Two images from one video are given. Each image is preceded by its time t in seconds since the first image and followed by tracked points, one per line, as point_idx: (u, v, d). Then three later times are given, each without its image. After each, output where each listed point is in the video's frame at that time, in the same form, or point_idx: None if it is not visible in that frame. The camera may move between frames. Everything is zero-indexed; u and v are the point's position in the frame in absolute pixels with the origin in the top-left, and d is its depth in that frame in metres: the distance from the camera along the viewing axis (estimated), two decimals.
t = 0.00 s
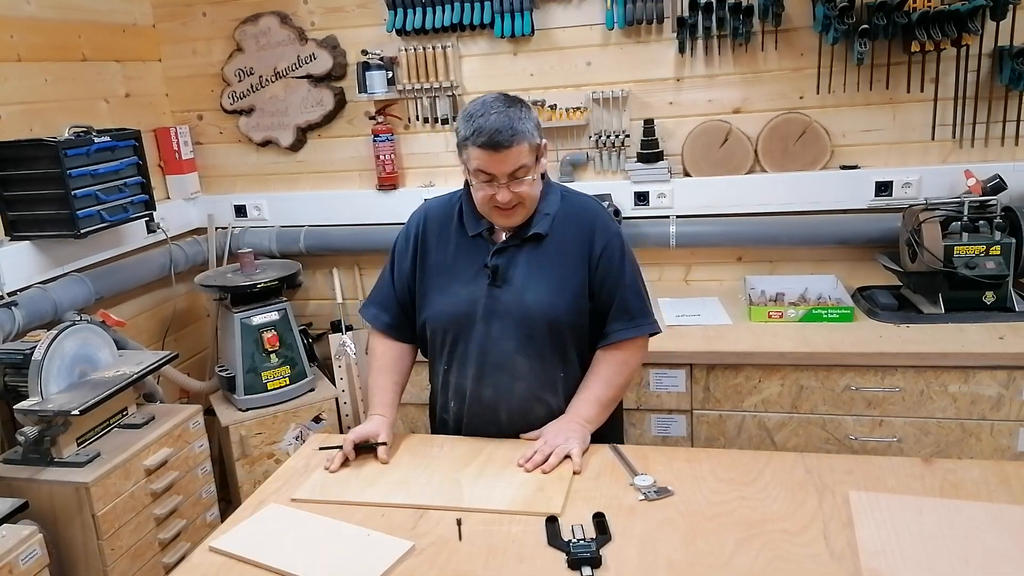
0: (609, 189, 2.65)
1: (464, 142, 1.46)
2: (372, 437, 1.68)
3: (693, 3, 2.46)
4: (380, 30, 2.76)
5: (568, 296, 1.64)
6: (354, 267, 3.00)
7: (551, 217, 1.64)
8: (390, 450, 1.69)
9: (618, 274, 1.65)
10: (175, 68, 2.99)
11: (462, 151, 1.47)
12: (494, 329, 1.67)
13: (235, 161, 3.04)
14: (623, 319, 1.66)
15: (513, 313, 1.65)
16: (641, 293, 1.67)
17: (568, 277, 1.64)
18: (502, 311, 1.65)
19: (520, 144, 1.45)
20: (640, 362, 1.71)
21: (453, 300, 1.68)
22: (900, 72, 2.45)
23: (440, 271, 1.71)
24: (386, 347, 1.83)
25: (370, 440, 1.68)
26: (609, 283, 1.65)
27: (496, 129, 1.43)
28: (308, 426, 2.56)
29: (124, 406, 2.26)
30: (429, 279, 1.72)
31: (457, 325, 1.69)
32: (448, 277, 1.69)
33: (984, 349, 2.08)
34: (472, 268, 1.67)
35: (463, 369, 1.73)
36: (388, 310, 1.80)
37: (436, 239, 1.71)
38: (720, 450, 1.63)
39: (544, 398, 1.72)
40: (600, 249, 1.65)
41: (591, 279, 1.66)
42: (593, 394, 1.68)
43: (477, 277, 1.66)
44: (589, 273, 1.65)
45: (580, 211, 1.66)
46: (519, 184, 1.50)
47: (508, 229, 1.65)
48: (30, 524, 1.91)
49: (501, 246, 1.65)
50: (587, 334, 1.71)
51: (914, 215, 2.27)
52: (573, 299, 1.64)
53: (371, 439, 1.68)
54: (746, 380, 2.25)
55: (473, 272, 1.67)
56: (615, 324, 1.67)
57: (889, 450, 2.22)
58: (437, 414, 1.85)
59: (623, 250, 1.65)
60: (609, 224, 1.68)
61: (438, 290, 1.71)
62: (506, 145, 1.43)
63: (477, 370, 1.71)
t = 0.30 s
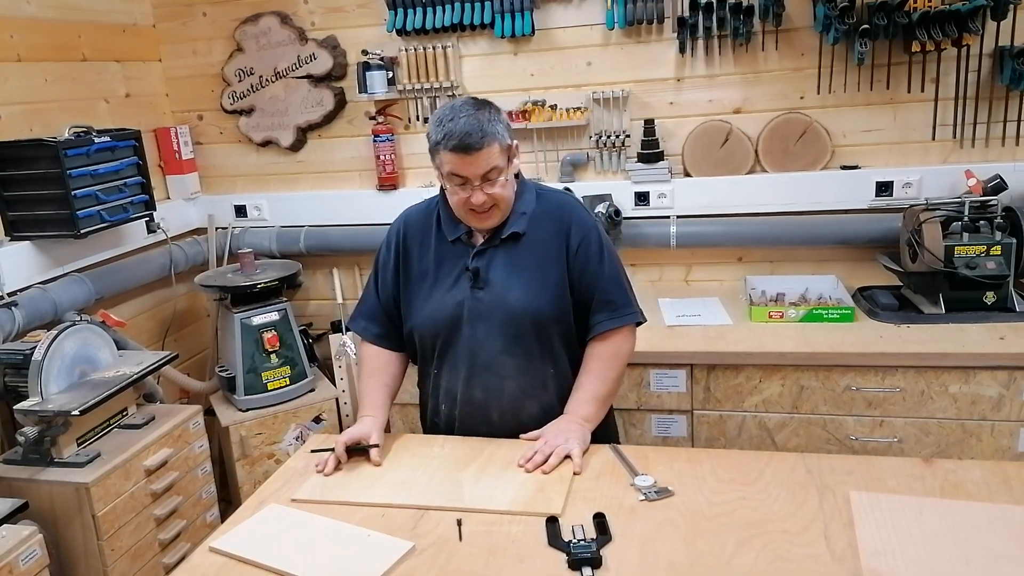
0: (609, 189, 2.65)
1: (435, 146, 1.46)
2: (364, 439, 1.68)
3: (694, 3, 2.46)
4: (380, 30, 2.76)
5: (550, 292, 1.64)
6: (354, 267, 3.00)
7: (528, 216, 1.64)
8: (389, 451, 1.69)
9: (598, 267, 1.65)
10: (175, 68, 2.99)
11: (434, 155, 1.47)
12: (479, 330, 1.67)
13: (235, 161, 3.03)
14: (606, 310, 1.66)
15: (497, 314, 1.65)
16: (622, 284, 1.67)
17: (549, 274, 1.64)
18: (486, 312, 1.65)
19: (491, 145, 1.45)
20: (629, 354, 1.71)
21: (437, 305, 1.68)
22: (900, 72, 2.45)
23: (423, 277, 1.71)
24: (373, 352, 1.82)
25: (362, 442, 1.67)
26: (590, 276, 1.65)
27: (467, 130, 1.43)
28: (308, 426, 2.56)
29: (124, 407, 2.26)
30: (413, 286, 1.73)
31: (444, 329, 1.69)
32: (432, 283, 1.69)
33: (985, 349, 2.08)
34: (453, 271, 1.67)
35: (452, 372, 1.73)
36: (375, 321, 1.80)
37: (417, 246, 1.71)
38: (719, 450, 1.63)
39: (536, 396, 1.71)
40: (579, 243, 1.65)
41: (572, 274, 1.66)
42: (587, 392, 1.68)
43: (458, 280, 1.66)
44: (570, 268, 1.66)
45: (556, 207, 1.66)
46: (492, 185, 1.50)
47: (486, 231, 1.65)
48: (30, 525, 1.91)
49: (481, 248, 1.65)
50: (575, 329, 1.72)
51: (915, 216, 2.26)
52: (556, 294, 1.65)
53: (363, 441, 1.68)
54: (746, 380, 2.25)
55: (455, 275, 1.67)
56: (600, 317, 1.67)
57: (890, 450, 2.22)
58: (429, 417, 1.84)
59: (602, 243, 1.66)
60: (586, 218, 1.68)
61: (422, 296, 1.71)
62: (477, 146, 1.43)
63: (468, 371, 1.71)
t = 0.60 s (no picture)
0: (614, 190, 2.64)
1: (459, 144, 1.45)
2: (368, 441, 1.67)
3: (699, 3, 2.44)
4: (383, 30, 2.75)
5: (559, 293, 1.62)
6: (357, 269, 2.98)
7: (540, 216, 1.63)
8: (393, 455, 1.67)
9: (612, 271, 1.62)
10: (176, 68, 2.97)
11: (458, 153, 1.46)
12: (484, 329, 1.65)
13: (236, 162, 3.02)
14: (618, 316, 1.63)
15: (505, 313, 1.63)
16: (637, 290, 1.64)
17: (560, 276, 1.62)
18: (491, 311, 1.64)
19: (516, 139, 1.44)
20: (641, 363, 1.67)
21: (445, 303, 1.67)
22: (907, 73, 2.44)
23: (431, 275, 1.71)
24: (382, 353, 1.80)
25: (365, 446, 1.65)
26: (603, 280, 1.62)
27: (490, 126, 1.42)
28: (311, 429, 2.55)
29: (124, 410, 2.24)
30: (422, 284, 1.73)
31: (449, 328, 1.68)
32: (442, 279, 1.69)
33: (990, 351, 2.06)
34: (460, 271, 1.67)
35: (457, 371, 1.71)
36: (385, 319, 1.79)
37: (429, 244, 1.71)
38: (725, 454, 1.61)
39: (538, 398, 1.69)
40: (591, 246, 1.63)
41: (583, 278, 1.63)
42: (594, 396, 1.65)
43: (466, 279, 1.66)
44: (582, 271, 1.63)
45: (571, 209, 1.64)
46: (517, 179, 1.50)
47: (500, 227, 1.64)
48: (30, 529, 1.89)
49: (492, 247, 1.64)
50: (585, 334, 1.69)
51: (923, 218, 2.22)
52: (566, 296, 1.62)
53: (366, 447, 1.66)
54: (752, 383, 2.23)
55: (461, 274, 1.66)
56: (612, 323, 1.63)
57: (896, 454, 2.20)
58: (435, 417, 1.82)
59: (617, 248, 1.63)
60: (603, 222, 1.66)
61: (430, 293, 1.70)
62: (503, 141, 1.43)
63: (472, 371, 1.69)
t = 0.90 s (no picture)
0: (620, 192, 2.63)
1: (497, 134, 1.43)
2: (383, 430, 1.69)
3: (705, 3, 2.42)
4: (387, 30, 2.73)
5: (595, 306, 1.60)
6: (359, 271, 2.96)
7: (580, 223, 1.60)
8: (397, 458, 1.65)
9: (650, 285, 1.60)
10: (178, 69, 2.96)
11: (494, 144, 1.44)
12: (514, 336, 1.63)
13: (238, 164, 3.00)
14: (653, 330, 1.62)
15: (538, 321, 1.61)
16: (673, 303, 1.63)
17: (596, 286, 1.60)
18: (524, 319, 1.62)
19: (554, 137, 1.41)
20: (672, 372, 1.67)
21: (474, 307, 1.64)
22: (914, 74, 2.42)
23: (459, 277, 1.68)
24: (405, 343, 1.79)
25: (381, 435, 1.68)
26: (640, 293, 1.61)
27: (530, 120, 1.39)
28: (313, 432, 2.53)
29: (125, 413, 2.22)
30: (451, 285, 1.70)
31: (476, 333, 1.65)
32: (474, 282, 1.66)
33: (997, 354, 2.06)
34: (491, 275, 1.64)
35: (486, 375, 1.69)
36: (414, 315, 1.78)
37: (463, 245, 1.67)
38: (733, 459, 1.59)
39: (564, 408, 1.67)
40: (633, 259, 1.59)
41: (619, 289, 1.61)
42: (630, 389, 1.62)
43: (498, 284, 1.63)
44: (620, 282, 1.61)
45: (613, 219, 1.61)
46: (551, 180, 1.47)
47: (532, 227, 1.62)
48: (29, 533, 1.87)
49: (523, 253, 1.61)
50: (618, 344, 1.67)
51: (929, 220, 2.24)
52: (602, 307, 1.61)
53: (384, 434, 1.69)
54: (757, 386, 2.22)
55: (493, 279, 1.64)
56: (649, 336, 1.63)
57: (903, 457, 2.18)
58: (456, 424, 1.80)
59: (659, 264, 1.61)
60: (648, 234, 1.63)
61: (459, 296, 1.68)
62: (540, 137, 1.40)
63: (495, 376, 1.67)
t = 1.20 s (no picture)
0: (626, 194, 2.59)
1: (529, 134, 1.53)
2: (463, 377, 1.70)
3: (711, 3, 2.40)
4: (390, 30, 2.71)
5: (632, 309, 1.59)
6: (363, 274, 2.94)
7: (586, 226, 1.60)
8: (401, 462, 1.64)
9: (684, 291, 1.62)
10: (179, 69, 2.94)
11: (529, 141, 1.53)
12: (517, 338, 1.65)
13: (240, 165, 2.98)
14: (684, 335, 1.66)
15: (573, 322, 1.60)
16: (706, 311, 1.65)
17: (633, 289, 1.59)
18: (522, 320, 1.62)
19: (589, 138, 1.50)
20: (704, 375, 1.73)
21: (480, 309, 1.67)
22: (922, 74, 2.40)
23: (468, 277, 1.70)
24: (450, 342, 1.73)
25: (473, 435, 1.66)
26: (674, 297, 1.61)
27: (567, 119, 1.49)
28: (316, 436, 2.51)
29: (126, 416, 2.21)
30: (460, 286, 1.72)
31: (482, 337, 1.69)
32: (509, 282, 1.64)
33: (1004, 357, 2.03)
34: (498, 276, 1.65)
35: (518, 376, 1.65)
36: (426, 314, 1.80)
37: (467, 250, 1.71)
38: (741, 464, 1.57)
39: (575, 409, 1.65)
40: (639, 258, 1.61)
41: (626, 291, 1.59)
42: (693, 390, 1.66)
43: (505, 286, 1.64)
44: (631, 284, 1.59)
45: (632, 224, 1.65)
46: (578, 181, 1.55)
47: (521, 237, 1.63)
48: (29, 537, 1.85)
49: (515, 256, 1.63)
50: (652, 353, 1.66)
51: (937, 221, 2.20)
52: (636, 312, 1.59)
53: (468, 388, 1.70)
54: (765, 390, 2.20)
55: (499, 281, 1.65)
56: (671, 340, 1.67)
57: (911, 461, 2.16)
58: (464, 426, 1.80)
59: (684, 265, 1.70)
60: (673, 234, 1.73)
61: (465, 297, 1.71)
62: (575, 135, 1.49)
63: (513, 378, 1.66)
